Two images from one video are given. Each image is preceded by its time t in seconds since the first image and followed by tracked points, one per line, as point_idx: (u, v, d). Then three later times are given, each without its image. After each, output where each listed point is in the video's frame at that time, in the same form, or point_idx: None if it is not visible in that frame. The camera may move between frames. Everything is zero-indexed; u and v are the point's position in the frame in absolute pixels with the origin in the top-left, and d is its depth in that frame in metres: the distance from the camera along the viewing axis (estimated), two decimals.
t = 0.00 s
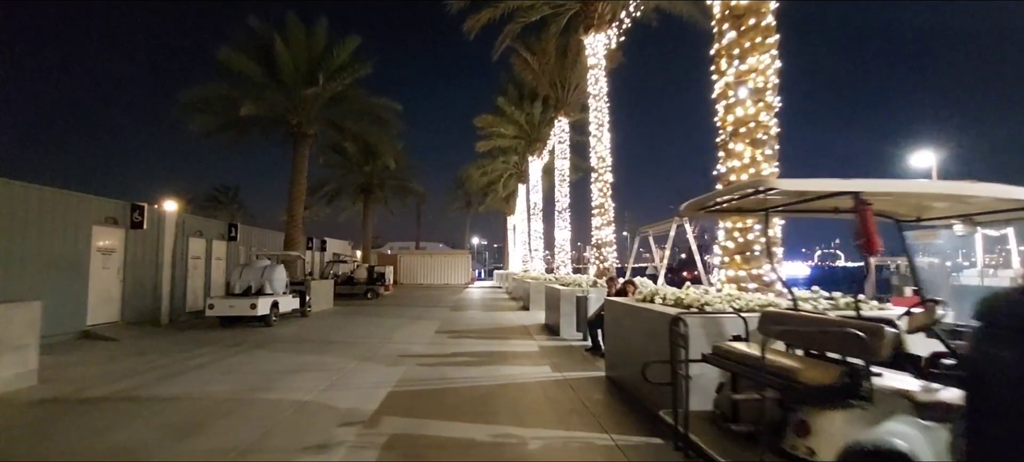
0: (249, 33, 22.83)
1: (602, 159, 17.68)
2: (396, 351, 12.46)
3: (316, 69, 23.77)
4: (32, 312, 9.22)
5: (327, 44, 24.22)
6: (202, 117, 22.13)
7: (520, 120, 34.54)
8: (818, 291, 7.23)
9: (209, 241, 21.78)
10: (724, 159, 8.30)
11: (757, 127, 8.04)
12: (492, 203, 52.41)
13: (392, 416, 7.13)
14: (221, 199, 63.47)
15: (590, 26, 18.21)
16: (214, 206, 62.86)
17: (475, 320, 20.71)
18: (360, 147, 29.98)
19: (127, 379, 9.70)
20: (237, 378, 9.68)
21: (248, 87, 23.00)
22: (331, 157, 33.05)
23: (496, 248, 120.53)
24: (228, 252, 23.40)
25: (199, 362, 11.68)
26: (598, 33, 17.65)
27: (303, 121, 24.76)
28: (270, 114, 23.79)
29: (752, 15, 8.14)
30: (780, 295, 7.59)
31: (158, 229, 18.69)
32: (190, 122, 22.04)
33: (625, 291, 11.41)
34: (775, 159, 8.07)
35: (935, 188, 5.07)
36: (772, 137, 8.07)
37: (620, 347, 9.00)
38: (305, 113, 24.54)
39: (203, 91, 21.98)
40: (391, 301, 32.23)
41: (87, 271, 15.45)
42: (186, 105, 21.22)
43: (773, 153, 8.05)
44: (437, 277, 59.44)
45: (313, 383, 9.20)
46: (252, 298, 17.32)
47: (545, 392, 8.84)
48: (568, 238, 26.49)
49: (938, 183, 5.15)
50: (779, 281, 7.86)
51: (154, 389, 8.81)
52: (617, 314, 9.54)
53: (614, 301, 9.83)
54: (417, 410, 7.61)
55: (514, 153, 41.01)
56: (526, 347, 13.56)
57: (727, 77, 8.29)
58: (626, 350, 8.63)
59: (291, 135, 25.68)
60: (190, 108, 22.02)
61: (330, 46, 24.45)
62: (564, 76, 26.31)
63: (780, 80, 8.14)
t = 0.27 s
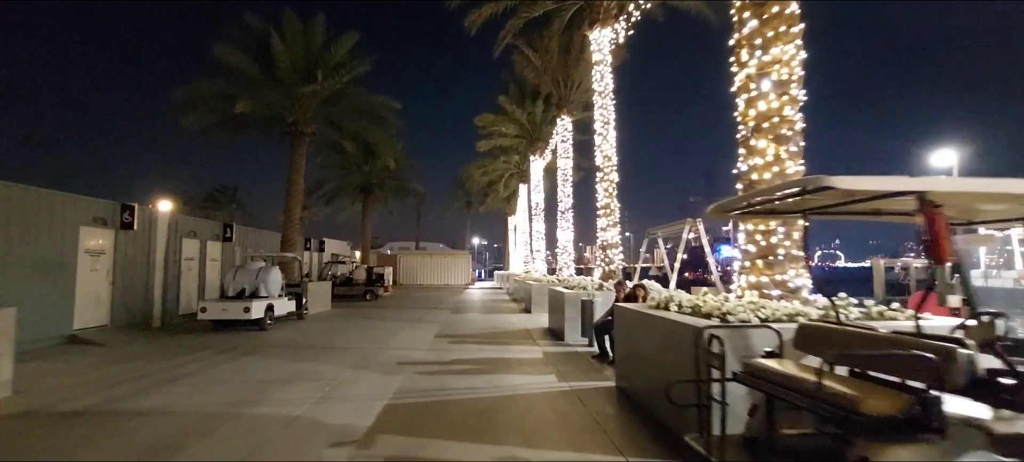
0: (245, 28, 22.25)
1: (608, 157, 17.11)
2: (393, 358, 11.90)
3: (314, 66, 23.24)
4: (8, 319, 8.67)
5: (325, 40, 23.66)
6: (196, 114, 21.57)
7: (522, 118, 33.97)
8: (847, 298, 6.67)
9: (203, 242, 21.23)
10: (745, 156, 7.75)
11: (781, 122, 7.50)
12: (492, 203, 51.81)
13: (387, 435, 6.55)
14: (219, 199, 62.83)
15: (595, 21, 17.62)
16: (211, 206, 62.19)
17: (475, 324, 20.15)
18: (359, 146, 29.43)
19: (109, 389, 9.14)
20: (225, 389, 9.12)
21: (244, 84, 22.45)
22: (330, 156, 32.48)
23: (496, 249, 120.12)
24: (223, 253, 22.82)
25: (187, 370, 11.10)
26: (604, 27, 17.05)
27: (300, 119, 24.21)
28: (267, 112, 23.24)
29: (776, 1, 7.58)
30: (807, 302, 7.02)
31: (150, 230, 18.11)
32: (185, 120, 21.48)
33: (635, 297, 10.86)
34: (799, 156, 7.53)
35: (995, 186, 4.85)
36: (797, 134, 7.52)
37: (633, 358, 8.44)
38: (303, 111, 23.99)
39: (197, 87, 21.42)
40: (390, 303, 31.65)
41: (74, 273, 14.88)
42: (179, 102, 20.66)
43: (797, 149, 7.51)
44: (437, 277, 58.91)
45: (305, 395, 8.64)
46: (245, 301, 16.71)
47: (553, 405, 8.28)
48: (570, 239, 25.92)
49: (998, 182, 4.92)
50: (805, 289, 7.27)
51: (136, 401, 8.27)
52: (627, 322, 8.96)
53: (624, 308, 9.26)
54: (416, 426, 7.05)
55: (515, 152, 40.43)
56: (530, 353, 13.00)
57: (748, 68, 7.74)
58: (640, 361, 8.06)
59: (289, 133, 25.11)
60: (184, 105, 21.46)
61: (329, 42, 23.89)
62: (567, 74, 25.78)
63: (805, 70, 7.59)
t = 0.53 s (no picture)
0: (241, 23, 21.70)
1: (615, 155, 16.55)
2: (392, 364, 11.38)
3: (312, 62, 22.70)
4: None
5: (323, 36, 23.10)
6: (190, 111, 21.03)
7: (524, 117, 33.41)
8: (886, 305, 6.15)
9: (198, 242, 20.72)
10: (770, 150, 7.21)
11: (810, 114, 6.97)
12: (494, 203, 51.25)
13: (383, 452, 6.04)
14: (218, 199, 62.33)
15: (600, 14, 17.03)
16: (211, 205, 61.74)
17: (477, 326, 19.62)
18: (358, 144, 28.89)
19: (89, 400, 8.61)
20: (212, 398, 8.60)
21: (240, 80, 21.91)
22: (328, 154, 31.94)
23: (497, 249, 119.58)
24: (218, 253, 22.28)
25: (176, 377, 10.57)
26: (610, 20, 16.47)
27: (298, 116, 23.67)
28: (264, 109, 22.71)
29: None
30: (840, 308, 6.50)
31: (142, 229, 17.56)
32: (179, 117, 20.95)
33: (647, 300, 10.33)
34: (829, 151, 7.00)
35: None
36: (827, 126, 7.00)
37: (648, 366, 7.90)
38: (301, 108, 23.45)
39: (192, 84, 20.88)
40: (390, 304, 31.13)
41: (61, 275, 14.36)
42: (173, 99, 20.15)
43: (828, 144, 6.98)
44: (438, 278, 58.38)
45: (297, 405, 8.12)
46: (239, 303, 16.17)
47: (562, 417, 7.76)
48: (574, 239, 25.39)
49: None
50: (836, 293, 6.76)
51: (115, 414, 7.75)
52: (642, 328, 8.42)
53: (638, 313, 8.72)
54: (415, 442, 6.51)
55: (517, 151, 39.84)
56: (535, 358, 12.46)
57: (773, 56, 7.21)
58: (657, 371, 7.53)
59: (286, 131, 24.57)
60: (178, 102, 20.92)
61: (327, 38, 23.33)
62: (571, 70, 25.24)
63: (835, 58, 7.06)
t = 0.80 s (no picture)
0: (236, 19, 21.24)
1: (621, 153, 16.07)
2: (390, 370, 10.92)
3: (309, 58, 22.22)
4: None
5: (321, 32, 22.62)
6: (185, 109, 20.58)
7: (525, 115, 32.93)
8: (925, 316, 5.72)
9: (193, 243, 20.26)
10: (794, 146, 6.75)
11: (838, 106, 6.52)
12: (495, 202, 50.75)
13: None
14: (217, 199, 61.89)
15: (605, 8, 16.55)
16: (210, 205, 61.31)
17: (479, 329, 19.16)
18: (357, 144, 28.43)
19: (69, 412, 8.17)
20: (198, 410, 8.17)
21: (236, 77, 21.45)
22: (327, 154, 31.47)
23: (497, 249, 119.12)
24: (214, 254, 21.79)
25: (163, 385, 10.11)
26: (615, 15, 15.98)
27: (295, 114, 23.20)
28: (260, 107, 22.24)
29: None
30: (874, 316, 6.02)
31: (134, 230, 17.11)
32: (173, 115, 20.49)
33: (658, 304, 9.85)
34: (859, 147, 6.54)
35: None
36: (856, 120, 6.54)
37: (664, 376, 7.41)
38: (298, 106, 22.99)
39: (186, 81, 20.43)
40: (389, 305, 30.66)
41: (48, 277, 13.91)
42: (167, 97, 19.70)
43: (857, 139, 6.52)
44: (438, 278, 57.93)
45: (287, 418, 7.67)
46: (234, 306, 15.70)
47: (570, 430, 7.30)
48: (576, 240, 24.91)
49: None
50: (868, 299, 6.28)
51: (94, 428, 7.32)
52: (655, 336, 7.93)
53: (650, 319, 8.21)
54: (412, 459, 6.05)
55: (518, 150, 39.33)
56: (539, 364, 11.96)
57: (798, 45, 6.75)
58: (675, 381, 7.02)
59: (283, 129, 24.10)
60: (172, 100, 20.48)
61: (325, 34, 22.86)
62: (573, 68, 24.76)
63: (864, 48, 6.60)
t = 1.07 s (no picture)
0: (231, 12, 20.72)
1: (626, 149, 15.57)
2: (386, 375, 10.41)
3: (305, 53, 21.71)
4: None
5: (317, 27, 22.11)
6: (177, 105, 20.05)
7: (525, 113, 32.41)
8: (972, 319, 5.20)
9: (186, 242, 19.74)
10: (821, 136, 6.27)
11: (870, 93, 6.03)
12: (495, 202, 50.22)
13: None
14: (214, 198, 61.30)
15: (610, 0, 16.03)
16: (207, 205, 60.70)
17: (479, 331, 18.64)
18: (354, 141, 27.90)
19: (44, 422, 7.68)
20: (181, 420, 7.67)
21: (230, 72, 20.93)
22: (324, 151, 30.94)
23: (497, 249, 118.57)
24: (207, 253, 21.26)
25: (147, 392, 9.60)
26: (620, 6, 15.45)
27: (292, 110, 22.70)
28: (255, 103, 21.72)
29: None
30: (913, 320, 5.50)
31: (123, 228, 16.58)
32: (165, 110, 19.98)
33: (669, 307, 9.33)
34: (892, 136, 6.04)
35: None
36: (889, 108, 6.05)
37: (680, 384, 6.90)
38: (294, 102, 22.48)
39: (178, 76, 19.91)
40: (387, 305, 30.12)
41: (32, 277, 13.39)
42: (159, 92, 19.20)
43: (891, 128, 6.03)
44: (437, 278, 57.41)
45: (275, 429, 7.18)
46: (226, 307, 15.17)
47: (579, 442, 6.78)
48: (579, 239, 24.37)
49: None
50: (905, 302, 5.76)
51: (67, 441, 6.81)
52: (668, 339, 7.41)
53: (662, 322, 7.70)
54: None
55: (518, 149, 38.78)
56: (542, 369, 11.43)
57: (825, 27, 6.26)
58: (693, 390, 6.50)
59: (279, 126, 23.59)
60: (165, 96, 19.96)
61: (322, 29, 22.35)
62: (576, 63, 24.25)
63: (897, 30, 6.11)
